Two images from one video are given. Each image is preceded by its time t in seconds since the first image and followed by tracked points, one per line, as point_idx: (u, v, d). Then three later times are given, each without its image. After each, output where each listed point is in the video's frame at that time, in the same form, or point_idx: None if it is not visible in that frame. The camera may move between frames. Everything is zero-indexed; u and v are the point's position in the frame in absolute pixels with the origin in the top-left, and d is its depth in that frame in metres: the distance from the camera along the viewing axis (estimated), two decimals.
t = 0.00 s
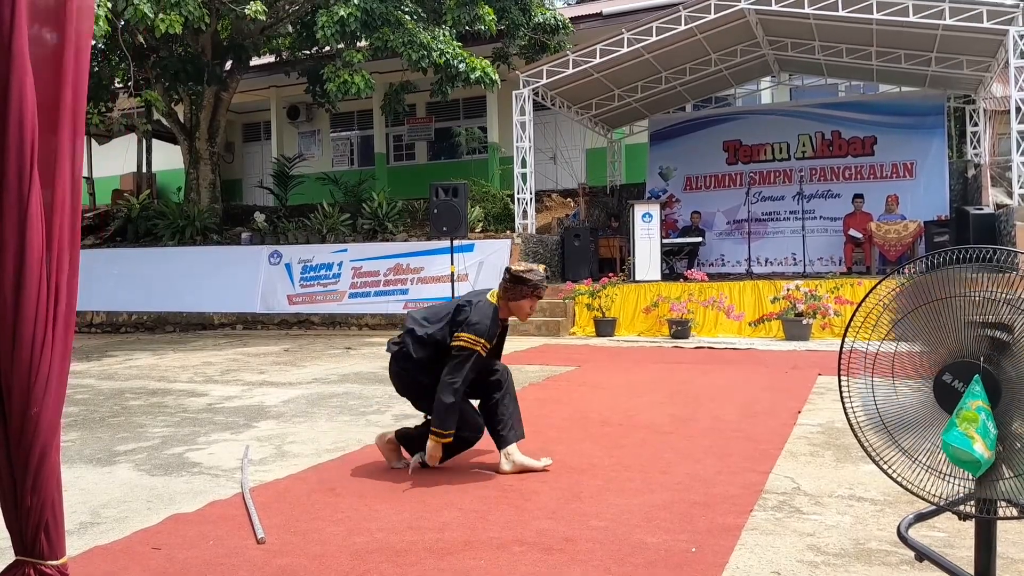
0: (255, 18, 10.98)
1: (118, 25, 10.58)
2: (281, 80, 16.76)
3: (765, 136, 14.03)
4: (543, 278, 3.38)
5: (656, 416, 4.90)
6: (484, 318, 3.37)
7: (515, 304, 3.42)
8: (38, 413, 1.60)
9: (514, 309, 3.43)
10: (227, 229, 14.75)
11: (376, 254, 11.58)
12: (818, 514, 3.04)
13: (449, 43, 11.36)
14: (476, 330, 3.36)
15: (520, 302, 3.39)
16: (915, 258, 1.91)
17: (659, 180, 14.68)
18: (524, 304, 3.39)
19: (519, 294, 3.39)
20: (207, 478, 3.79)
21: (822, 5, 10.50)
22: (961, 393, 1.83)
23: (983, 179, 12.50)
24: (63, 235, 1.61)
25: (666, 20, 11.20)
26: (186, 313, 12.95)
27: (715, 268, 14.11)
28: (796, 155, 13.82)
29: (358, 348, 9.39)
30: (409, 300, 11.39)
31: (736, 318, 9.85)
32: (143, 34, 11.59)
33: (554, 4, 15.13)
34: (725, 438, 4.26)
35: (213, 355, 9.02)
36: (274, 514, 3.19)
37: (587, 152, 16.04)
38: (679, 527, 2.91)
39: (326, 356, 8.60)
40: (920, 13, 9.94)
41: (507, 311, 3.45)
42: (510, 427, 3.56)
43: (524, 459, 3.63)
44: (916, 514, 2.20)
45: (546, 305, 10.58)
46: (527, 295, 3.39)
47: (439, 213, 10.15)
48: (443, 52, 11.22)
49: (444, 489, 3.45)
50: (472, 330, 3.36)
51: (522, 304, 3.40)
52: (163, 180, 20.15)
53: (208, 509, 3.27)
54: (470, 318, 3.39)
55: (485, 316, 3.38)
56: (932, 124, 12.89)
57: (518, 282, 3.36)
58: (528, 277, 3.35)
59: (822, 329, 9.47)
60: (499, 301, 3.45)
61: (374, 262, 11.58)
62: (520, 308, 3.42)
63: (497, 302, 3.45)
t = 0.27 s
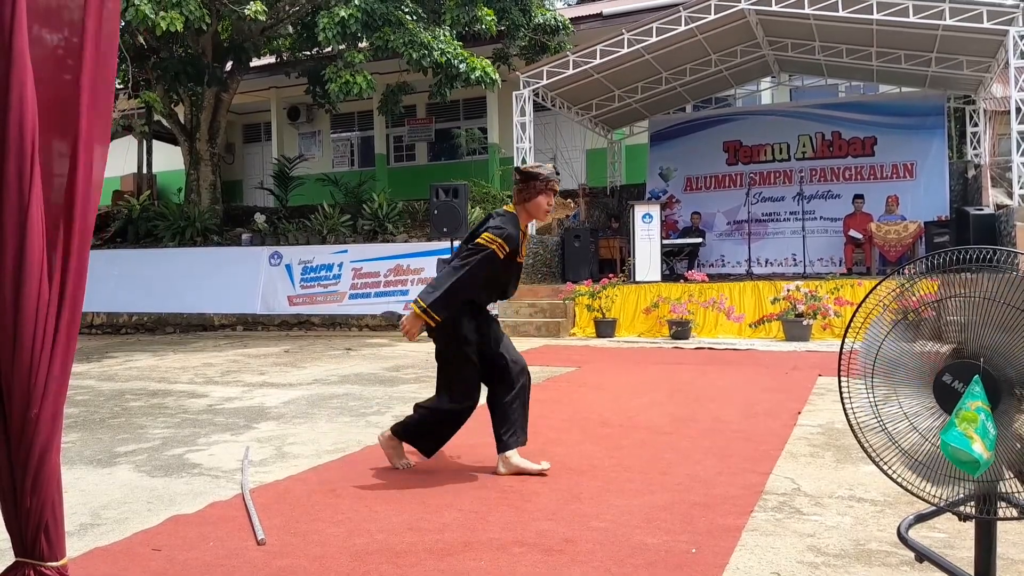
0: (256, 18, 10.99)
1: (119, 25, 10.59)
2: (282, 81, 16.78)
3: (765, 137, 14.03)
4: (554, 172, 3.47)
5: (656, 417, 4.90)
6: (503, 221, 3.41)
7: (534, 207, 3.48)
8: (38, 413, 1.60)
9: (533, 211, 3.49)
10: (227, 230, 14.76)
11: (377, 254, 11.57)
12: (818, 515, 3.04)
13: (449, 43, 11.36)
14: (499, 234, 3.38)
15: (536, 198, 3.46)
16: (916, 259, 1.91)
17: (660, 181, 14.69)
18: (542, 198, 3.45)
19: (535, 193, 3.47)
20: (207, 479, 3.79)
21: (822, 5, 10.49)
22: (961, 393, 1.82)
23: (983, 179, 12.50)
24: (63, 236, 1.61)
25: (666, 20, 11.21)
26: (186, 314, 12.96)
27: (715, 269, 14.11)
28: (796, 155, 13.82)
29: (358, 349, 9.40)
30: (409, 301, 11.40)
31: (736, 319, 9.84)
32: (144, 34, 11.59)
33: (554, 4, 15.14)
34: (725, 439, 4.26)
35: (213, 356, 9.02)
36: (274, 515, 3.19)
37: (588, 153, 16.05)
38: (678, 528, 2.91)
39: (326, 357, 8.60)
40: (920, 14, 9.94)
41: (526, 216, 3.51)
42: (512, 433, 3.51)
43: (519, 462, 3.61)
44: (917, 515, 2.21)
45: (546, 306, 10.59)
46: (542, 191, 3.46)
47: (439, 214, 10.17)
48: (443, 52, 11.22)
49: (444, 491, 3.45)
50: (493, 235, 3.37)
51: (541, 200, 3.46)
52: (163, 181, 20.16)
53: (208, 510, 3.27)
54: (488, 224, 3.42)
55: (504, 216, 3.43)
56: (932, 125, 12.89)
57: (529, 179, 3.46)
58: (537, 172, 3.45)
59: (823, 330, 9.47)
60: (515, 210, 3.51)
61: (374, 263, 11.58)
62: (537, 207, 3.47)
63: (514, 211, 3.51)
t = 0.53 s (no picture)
0: (255, 20, 10.99)
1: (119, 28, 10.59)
2: (281, 83, 16.79)
3: (765, 139, 14.04)
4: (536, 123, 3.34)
5: (656, 419, 4.90)
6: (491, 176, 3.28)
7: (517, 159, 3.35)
8: (36, 418, 1.60)
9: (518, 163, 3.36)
10: (226, 232, 14.77)
11: (376, 257, 11.57)
12: (818, 517, 3.04)
13: (449, 45, 11.37)
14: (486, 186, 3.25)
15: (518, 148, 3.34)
16: (915, 261, 1.92)
17: (659, 182, 14.72)
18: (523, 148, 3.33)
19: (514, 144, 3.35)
20: (206, 482, 3.79)
21: (821, 7, 10.50)
22: (960, 396, 1.82)
23: (983, 181, 12.50)
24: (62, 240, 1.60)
25: (665, 22, 11.22)
26: (185, 316, 12.96)
27: (715, 271, 14.11)
28: (796, 157, 13.82)
29: (357, 352, 9.39)
30: (408, 303, 11.38)
31: (736, 321, 9.84)
32: (143, 37, 11.60)
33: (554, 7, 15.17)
34: (724, 441, 4.26)
35: (213, 359, 9.02)
36: (274, 517, 3.19)
37: (587, 155, 16.07)
38: (678, 530, 2.91)
39: (326, 360, 8.60)
40: (919, 16, 9.93)
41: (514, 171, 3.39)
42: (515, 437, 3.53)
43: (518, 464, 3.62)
44: (917, 518, 2.23)
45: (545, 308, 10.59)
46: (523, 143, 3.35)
47: (438, 216, 10.17)
48: (442, 54, 11.23)
49: (444, 493, 3.45)
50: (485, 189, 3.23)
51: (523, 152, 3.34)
52: (163, 183, 20.16)
53: (207, 514, 3.27)
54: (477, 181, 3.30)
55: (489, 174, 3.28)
56: (931, 126, 12.89)
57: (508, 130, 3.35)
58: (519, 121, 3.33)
59: (822, 331, 9.45)
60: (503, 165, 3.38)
61: (373, 265, 11.58)
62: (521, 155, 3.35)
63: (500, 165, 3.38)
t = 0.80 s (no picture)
0: (256, 25, 11.02)
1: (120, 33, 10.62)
2: (282, 88, 16.82)
3: (764, 143, 14.06)
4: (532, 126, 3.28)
5: (656, 423, 4.90)
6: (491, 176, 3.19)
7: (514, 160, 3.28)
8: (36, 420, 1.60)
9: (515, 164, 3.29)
10: (227, 237, 14.78)
11: (377, 261, 11.57)
12: (818, 521, 3.03)
13: (449, 50, 11.40)
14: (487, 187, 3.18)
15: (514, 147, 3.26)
16: (914, 265, 1.92)
17: (659, 187, 14.74)
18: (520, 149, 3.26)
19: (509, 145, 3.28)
20: (206, 486, 3.79)
21: (820, 12, 10.52)
22: (960, 399, 1.82)
23: (982, 185, 12.49)
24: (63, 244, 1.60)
25: (664, 27, 11.24)
26: (185, 321, 12.95)
27: (715, 275, 14.10)
28: (796, 161, 13.83)
29: (357, 356, 9.39)
30: (409, 307, 11.41)
31: (736, 324, 9.83)
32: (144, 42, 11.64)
33: (554, 12, 15.20)
34: (724, 445, 4.26)
35: (213, 363, 9.02)
36: (273, 522, 3.19)
37: (587, 159, 16.09)
38: (678, 534, 2.90)
39: (326, 364, 8.60)
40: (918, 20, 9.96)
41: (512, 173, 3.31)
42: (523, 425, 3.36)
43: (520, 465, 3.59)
44: (917, 522, 2.22)
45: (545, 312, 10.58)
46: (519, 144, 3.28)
47: (439, 220, 10.18)
48: (442, 58, 11.25)
49: (444, 497, 3.45)
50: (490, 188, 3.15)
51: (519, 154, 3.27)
52: (163, 188, 20.18)
53: (207, 518, 3.27)
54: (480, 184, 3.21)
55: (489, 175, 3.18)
56: (930, 130, 12.91)
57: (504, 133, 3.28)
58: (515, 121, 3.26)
59: (822, 335, 9.42)
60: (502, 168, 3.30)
61: (373, 269, 11.59)
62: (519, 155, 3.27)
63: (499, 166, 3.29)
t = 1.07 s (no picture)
0: (254, 24, 11.01)
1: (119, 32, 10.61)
2: (280, 87, 16.81)
3: (763, 142, 14.06)
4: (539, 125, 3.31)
5: (654, 421, 4.90)
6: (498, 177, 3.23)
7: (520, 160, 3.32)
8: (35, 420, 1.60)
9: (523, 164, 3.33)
10: (225, 235, 14.78)
11: (376, 259, 11.56)
12: (816, 519, 3.03)
13: (448, 49, 11.39)
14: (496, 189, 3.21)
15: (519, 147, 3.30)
16: (913, 263, 1.93)
17: (658, 186, 14.75)
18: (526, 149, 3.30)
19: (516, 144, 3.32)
20: (204, 485, 3.78)
21: (819, 11, 10.51)
22: (957, 398, 1.82)
23: (981, 184, 12.50)
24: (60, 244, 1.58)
25: (663, 26, 11.24)
26: (184, 320, 12.94)
27: (713, 274, 14.11)
28: (794, 160, 13.84)
29: (355, 355, 9.38)
30: (407, 306, 11.40)
31: (734, 323, 9.83)
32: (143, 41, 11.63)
33: (553, 11, 15.19)
34: (723, 444, 4.26)
35: (211, 362, 9.02)
36: (272, 520, 3.19)
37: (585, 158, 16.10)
38: (676, 533, 2.90)
39: (325, 363, 8.60)
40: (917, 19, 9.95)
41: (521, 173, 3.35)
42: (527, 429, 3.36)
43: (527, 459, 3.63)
44: (915, 520, 2.22)
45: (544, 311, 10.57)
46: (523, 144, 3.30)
47: (437, 219, 10.18)
48: (441, 57, 11.24)
49: (443, 496, 3.45)
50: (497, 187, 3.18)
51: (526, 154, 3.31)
52: (162, 186, 20.17)
53: (205, 516, 3.26)
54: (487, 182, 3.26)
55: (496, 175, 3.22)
56: (929, 130, 12.91)
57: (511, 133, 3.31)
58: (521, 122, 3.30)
59: (821, 334, 9.40)
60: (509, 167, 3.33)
61: (372, 268, 11.59)
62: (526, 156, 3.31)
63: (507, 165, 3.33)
